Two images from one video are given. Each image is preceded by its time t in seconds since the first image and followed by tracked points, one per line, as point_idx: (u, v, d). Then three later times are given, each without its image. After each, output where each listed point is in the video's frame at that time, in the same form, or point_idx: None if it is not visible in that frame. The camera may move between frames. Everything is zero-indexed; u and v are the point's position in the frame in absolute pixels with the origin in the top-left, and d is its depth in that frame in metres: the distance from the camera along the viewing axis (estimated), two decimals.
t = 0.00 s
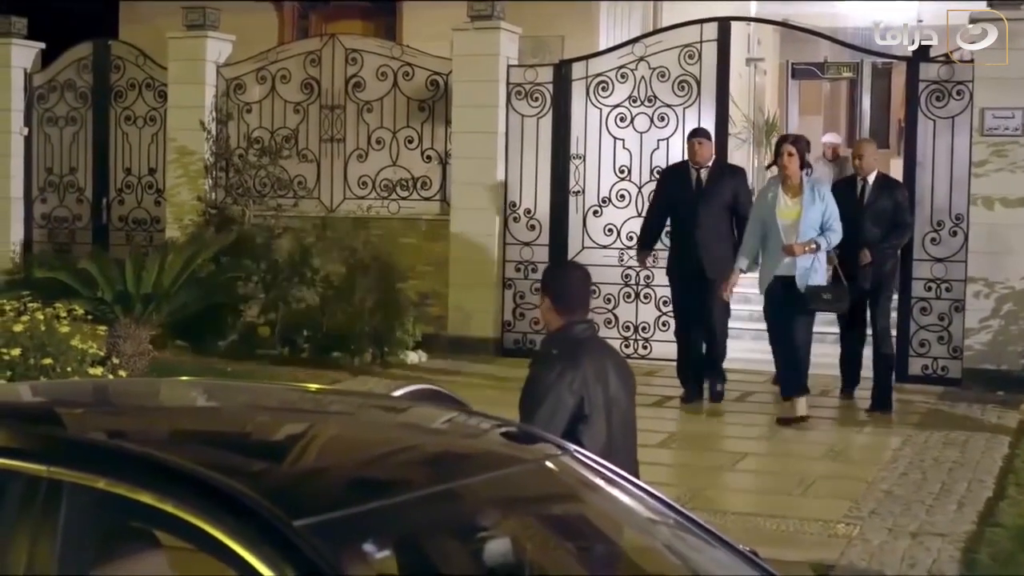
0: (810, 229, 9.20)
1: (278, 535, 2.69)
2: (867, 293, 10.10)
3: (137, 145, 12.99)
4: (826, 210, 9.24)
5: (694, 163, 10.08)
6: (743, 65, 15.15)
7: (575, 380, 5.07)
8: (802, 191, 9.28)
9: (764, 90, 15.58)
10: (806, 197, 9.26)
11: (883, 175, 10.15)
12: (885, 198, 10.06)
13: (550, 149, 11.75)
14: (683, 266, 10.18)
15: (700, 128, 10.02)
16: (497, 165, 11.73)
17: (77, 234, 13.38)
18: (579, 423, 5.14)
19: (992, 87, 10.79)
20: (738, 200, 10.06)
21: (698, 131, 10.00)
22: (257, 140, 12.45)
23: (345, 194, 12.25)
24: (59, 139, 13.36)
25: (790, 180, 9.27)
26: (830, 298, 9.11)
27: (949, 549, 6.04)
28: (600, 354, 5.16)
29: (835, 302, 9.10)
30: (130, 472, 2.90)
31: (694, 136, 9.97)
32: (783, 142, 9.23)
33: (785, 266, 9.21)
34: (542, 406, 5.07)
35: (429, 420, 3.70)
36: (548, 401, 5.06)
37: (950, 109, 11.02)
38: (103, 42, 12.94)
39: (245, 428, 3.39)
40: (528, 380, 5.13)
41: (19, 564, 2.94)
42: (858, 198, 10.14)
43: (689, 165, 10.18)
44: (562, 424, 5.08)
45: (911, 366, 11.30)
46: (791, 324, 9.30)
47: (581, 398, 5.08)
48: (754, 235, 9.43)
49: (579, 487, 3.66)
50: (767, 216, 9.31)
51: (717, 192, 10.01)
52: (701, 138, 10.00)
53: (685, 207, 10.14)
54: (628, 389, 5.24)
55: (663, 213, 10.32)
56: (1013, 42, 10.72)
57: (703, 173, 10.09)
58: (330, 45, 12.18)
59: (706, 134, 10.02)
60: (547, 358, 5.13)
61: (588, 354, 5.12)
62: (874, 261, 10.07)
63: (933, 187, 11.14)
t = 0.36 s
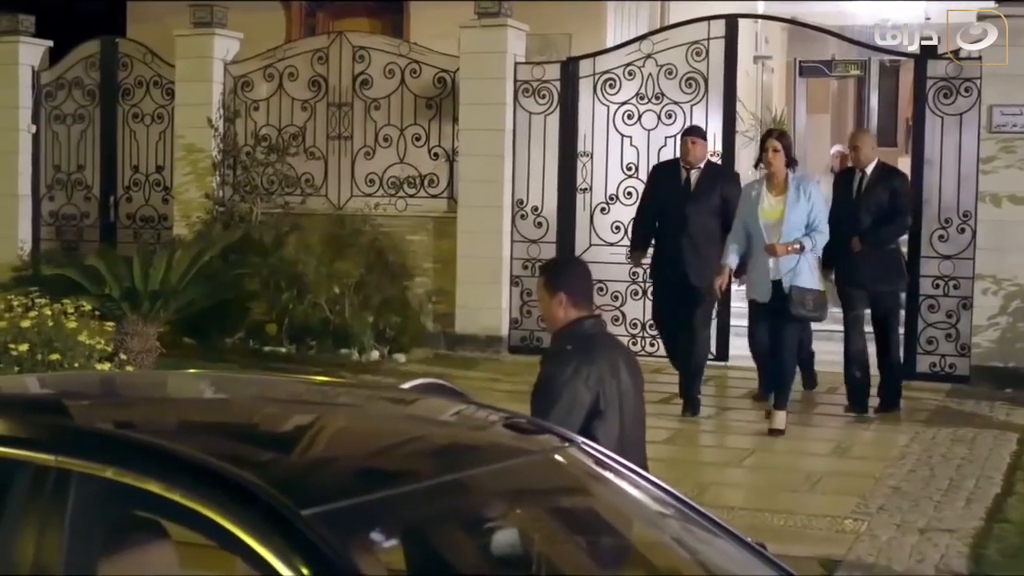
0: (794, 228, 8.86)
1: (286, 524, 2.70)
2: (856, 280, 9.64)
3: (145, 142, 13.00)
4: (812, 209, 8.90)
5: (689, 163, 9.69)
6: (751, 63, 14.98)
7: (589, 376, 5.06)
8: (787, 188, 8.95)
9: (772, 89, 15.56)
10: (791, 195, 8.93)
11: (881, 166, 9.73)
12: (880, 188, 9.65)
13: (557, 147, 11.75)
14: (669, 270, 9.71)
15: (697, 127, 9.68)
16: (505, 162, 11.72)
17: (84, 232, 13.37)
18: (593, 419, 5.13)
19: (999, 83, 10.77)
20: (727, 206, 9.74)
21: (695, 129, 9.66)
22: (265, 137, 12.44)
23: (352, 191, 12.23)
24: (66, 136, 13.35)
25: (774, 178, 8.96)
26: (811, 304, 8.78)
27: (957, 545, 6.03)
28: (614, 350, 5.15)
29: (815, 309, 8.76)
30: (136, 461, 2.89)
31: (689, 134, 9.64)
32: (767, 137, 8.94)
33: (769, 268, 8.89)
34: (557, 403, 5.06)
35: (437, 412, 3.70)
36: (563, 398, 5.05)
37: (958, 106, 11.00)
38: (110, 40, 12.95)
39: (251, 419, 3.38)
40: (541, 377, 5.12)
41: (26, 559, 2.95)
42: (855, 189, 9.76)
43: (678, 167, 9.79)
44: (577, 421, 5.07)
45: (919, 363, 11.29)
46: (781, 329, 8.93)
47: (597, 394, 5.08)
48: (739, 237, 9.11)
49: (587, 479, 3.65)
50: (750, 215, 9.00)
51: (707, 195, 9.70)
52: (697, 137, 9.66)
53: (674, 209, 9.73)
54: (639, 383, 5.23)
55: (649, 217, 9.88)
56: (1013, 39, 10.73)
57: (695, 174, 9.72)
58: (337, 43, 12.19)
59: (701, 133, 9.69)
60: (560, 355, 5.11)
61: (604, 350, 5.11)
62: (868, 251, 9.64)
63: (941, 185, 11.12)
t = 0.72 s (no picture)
0: (769, 232, 8.32)
1: (296, 513, 2.70)
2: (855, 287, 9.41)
3: (153, 140, 13.00)
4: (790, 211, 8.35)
5: (662, 161, 9.27)
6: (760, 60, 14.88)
7: (600, 370, 5.06)
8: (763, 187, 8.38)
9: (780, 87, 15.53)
10: (765, 195, 8.36)
11: (872, 159, 9.42)
12: (871, 183, 9.36)
13: (566, 146, 11.74)
14: (649, 273, 9.41)
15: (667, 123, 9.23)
16: (513, 160, 11.71)
17: (92, 229, 13.37)
18: (604, 413, 5.12)
19: (1006, 82, 10.75)
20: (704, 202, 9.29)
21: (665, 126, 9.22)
22: (273, 135, 12.45)
23: (360, 188, 12.25)
24: (74, 134, 13.35)
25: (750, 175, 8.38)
26: (795, 313, 8.30)
27: (965, 540, 6.02)
28: (625, 343, 5.15)
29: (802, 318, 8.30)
30: (144, 449, 2.89)
31: (659, 130, 9.20)
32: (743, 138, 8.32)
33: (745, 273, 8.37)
34: (568, 398, 5.04)
35: (445, 403, 3.70)
36: (574, 393, 5.04)
37: (966, 103, 10.98)
38: (118, 37, 12.95)
39: (258, 409, 3.38)
40: (551, 371, 5.11)
41: (35, 545, 2.96)
42: (847, 185, 9.48)
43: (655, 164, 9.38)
44: (588, 416, 5.06)
45: (928, 360, 11.27)
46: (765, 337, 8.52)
47: (607, 387, 5.07)
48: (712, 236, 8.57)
49: (596, 471, 3.65)
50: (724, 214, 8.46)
51: (684, 194, 9.28)
52: (667, 134, 9.22)
53: (649, 211, 9.38)
54: (648, 375, 5.23)
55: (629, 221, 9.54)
56: (1013, 36, 10.69)
57: (670, 173, 9.30)
58: (345, 40, 12.17)
59: (673, 129, 9.24)
60: (571, 349, 5.11)
61: (614, 342, 5.11)
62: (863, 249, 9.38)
63: (949, 182, 11.11)
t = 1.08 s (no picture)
0: (748, 232, 7.70)
1: (308, 502, 2.71)
2: (848, 295, 9.12)
3: (162, 138, 13.00)
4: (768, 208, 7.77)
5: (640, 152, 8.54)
6: (769, 59, 14.86)
7: (612, 364, 5.05)
8: (741, 183, 7.76)
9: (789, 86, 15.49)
10: (745, 192, 7.74)
11: (870, 158, 9.26)
12: (866, 182, 9.17)
13: (574, 143, 11.68)
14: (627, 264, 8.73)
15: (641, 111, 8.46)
16: (522, 158, 11.65)
17: (102, 227, 13.38)
18: (615, 406, 5.12)
19: (1017, 79, 10.74)
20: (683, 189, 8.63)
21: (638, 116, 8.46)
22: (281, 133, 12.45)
23: (369, 186, 12.30)
24: (84, 132, 13.35)
25: (726, 171, 7.76)
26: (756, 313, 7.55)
27: (976, 536, 6.01)
28: (636, 337, 5.15)
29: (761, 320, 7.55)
30: (155, 437, 2.91)
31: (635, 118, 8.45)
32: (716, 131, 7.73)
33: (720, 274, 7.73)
34: (580, 392, 5.04)
35: (454, 393, 3.69)
36: (585, 386, 5.03)
37: (977, 101, 10.93)
38: (128, 35, 12.96)
39: (266, 398, 3.38)
40: (563, 364, 5.11)
41: (43, 535, 2.94)
42: (842, 182, 9.31)
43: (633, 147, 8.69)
44: (600, 410, 5.05)
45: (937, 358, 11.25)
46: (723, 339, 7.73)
47: (619, 380, 5.06)
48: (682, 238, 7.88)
49: (605, 462, 3.65)
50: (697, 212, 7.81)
51: (661, 179, 8.61)
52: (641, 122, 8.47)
53: (624, 200, 8.70)
54: (659, 369, 5.23)
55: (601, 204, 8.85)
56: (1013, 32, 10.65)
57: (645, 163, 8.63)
58: (354, 38, 12.22)
59: (649, 115, 8.48)
60: (582, 343, 5.11)
61: (626, 336, 5.10)
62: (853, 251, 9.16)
63: (959, 179, 11.12)
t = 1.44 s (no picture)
0: (715, 224, 7.51)
1: (322, 491, 2.72)
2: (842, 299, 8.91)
3: (173, 138, 13.00)
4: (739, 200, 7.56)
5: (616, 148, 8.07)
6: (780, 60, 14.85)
7: (620, 359, 5.06)
8: (710, 174, 7.60)
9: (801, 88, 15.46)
10: (712, 182, 7.57)
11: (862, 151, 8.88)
12: (856, 177, 8.79)
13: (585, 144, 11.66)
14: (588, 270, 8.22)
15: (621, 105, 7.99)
16: (533, 157, 11.64)
17: (113, 227, 13.38)
18: (624, 402, 5.11)
19: None
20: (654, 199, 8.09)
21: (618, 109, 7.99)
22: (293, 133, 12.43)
23: (380, 186, 12.28)
24: (95, 133, 13.36)
25: (696, 163, 7.62)
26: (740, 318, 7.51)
27: (988, 533, 5.99)
28: (645, 334, 5.14)
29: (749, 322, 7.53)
30: (165, 424, 2.93)
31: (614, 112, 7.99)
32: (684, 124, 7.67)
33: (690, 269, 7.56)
34: (588, 386, 5.04)
35: (468, 386, 3.69)
36: (594, 380, 5.04)
37: (989, 101, 10.89)
38: (139, 36, 12.97)
39: (278, 389, 3.36)
40: (572, 359, 5.12)
41: (54, 528, 2.92)
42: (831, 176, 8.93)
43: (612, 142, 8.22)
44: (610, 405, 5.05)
45: (949, 359, 11.24)
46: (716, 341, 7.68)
47: (627, 375, 5.06)
48: (657, 237, 7.76)
49: (618, 455, 3.65)
50: (666, 208, 7.68)
51: (635, 183, 8.09)
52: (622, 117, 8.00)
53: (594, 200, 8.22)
54: (669, 364, 5.21)
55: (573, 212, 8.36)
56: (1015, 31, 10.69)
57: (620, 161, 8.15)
58: (365, 38, 12.21)
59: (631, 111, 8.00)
60: (590, 340, 5.11)
61: (635, 332, 5.10)
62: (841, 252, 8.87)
63: (971, 178, 11.07)
